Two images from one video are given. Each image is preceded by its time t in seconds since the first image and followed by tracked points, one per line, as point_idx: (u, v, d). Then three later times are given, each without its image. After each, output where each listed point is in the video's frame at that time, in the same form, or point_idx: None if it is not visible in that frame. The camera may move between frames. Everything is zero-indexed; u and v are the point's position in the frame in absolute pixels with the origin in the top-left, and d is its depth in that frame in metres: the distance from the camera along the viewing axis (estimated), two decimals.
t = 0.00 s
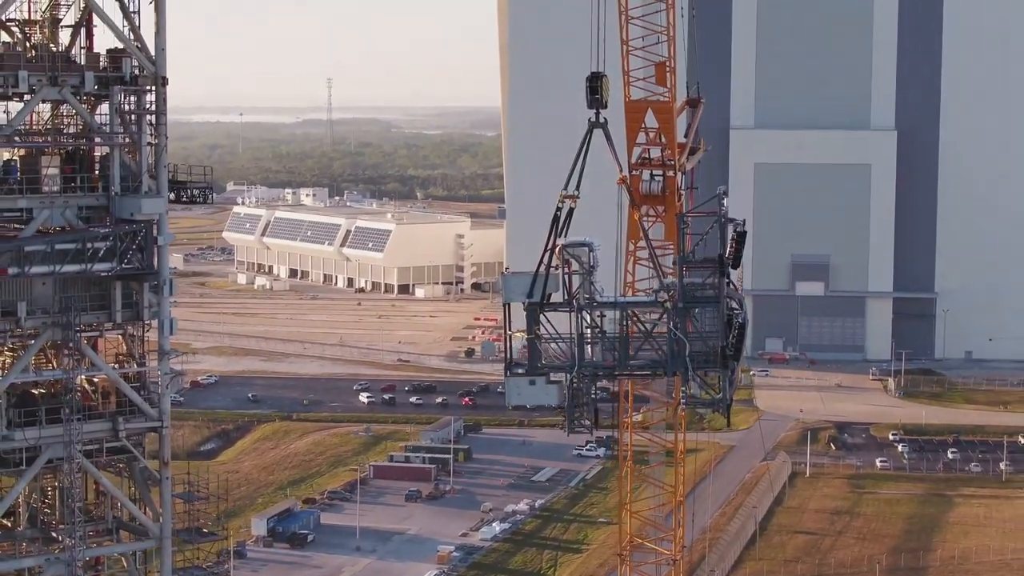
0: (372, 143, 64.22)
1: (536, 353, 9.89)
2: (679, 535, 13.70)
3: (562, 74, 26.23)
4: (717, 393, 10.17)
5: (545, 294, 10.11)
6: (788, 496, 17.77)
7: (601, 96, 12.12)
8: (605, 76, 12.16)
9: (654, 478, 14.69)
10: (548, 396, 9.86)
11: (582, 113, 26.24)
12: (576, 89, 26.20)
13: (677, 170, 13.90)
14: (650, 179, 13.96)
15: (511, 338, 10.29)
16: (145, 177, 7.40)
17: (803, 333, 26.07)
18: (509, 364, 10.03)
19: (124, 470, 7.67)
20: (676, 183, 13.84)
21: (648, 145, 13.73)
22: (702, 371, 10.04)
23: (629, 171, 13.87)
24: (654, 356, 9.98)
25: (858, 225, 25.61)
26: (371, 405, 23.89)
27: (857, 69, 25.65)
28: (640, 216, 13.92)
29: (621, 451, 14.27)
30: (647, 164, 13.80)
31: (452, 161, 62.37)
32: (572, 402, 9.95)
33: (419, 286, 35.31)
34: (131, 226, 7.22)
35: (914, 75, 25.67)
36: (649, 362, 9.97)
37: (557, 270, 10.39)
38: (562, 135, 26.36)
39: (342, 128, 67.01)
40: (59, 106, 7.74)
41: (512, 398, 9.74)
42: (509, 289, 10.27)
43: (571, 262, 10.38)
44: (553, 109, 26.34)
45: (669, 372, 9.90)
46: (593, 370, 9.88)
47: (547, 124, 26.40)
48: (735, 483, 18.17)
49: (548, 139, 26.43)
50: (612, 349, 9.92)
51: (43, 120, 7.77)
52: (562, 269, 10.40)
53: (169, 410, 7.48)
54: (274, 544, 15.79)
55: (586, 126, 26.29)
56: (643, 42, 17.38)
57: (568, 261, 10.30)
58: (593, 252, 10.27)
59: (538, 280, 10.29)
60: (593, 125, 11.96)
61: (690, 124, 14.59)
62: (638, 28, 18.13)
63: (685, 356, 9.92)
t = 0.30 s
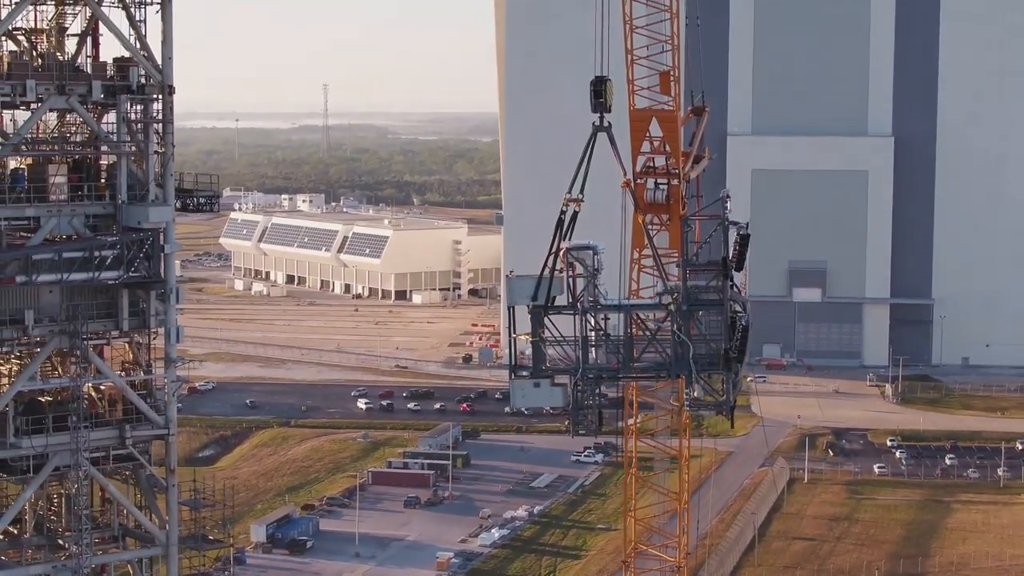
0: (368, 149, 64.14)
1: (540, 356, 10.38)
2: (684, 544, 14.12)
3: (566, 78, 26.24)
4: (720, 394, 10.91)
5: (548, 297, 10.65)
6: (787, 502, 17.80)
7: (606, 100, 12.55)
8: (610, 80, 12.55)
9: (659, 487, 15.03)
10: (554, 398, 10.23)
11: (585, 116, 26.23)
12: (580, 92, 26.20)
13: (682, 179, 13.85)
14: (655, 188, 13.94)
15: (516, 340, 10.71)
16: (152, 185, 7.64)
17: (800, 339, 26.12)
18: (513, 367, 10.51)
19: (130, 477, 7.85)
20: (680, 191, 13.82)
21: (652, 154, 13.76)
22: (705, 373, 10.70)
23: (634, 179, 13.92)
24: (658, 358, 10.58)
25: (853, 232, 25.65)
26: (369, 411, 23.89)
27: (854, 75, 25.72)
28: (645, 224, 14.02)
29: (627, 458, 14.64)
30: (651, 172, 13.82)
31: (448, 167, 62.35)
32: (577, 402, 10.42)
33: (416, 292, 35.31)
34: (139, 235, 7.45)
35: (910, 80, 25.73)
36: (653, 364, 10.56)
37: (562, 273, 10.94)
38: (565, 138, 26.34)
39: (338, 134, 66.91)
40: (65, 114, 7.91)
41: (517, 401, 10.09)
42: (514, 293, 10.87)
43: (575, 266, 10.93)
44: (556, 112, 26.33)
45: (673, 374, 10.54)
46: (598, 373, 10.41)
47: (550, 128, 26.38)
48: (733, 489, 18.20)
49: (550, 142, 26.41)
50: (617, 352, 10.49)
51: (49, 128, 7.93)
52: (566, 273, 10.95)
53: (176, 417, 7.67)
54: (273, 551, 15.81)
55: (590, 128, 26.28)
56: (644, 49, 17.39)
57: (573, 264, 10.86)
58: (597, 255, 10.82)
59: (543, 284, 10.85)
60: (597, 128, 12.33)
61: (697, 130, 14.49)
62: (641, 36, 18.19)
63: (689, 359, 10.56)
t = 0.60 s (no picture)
0: (363, 155, 64.21)
1: (542, 356, 10.48)
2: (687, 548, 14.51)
3: (567, 78, 26.22)
4: (723, 396, 11.02)
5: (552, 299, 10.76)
6: (783, 508, 17.82)
7: (608, 103, 12.63)
8: (612, 83, 12.66)
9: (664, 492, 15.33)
10: (558, 399, 10.37)
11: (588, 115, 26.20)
12: (582, 91, 26.16)
13: (685, 186, 14.07)
14: (659, 195, 14.08)
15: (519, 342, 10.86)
16: (158, 193, 7.75)
17: (796, 345, 26.13)
18: (517, 369, 10.61)
19: (135, 484, 7.97)
20: (684, 199, 14.00)
21: (656, 162, 14.02)
22: (708, 375, 10.77)
23: (638, 186, 14.13)
24: (662, 359, 10.64)
25: (848, 240, 25.71)
26: (366, 418, 23.89)
27: (850, 81, 25.78)
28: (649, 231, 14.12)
29: (631, 465, 14.82)
30: (655, 179, 14.06)
31: (443, 172, 62.49)
32: (582, 404, 10.43)
33: (412, 298, 35.32)
34: (145, 242, 7.55)
35: (904, 86, 25.81)
36: (656, 365, 10.61)
37: (567, 275, 11.04)
38: (569, 138, 26.32)
39: (334, 141, 66.94)
40: (69, 123, 8.00)
41: (521, 402, 10.30)
42: (518, 295, 10.95)
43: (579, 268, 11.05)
44: (558, 112, 26.32)
45: (677, 375, 10.60)
46: (602, 373, 10.47)
47: (553, 128, 26.38)
48: (731, 495, 18.22)
49: (554, 142, 26.41)
50: (620, 353, 10.57)
51: (53, 136, 8.03)
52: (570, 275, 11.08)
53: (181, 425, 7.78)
54: (271, 557, 15.82)
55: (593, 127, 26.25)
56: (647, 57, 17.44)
57: (575, 266, 10.96)
58: (600, 257, 10.92)
59: (546, 286, 10.98)
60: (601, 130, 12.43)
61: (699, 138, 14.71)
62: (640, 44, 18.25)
63: (692, 359, 10.62)
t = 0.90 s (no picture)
0: (358, 160, 64.23)
1: (547, 359, 10.54)
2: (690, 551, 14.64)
3: (570, 78, 26.23)
4: (726, 398, 11.10)
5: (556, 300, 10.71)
6: (780, 513, 17.86)
7: (612, 105, 12.71)
8: (615, 86, 12.78)
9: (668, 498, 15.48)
10: (560, 400, 10.46)
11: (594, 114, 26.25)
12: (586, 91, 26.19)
13: (688, 195, 14.13)
14: (663, 203, 14.26)
15: (523, 342, 10.87)
16: (163, 201, 7.93)
17: (792, 350, 26.14)
18: (521, 371, 10.61)
19: (141, 491, 8.19)
20: (687, 208, 14.08)
21: (659, 169, 14.03)
22: (712, 377, 10.85)
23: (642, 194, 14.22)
24: (664, 361, 10.70)
25: (844, 245, 25.75)
26: (363, 424, 23.89)
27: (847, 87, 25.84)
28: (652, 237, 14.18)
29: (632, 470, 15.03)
30: (658, 187, 14.11)
31: (438, 178, 62.50)
32: (585, 405, 10.49)
33: (408, 303, 35.33)
34: (151, 250, 7.74)
35: (901, 91, 25.86)
36: (659, 366, 10.68)
37: (570, 276, 11.10)
38: (574, 138, 26.33)
39: (328, 146, 66.94)
40: (75, 132, 8.21)
41: (525, 403, 10.38)
42: (522, 297, 10.95)
43: (582, 269, 11.11)
44: (557, 115, 26.36)
45: (680, 376, 10.67)
46: (605, 375, 10.50)
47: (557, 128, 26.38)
48: (728, 500, 18.24)
49: (558, 141, 26.42)
50: (623, 355, 10.57)
51: (60, 144, 8.24)
52: (573, 277, 11.11)
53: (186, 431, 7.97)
54: (269, 563, 15.83)
55: (598, 127, 26.29)
56: (649, 65, 17.50)
57: (579, 269, 11.11)
58: (603, 259, 11.14)
59: (550, 287, 10.96)
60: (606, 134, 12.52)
61: (704, 143, 14.70)
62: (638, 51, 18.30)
63: (695, 361, 10.71)
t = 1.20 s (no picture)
0: (352, 162, 64.24)
1: (548, 356, 10.61)
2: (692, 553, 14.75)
3: (567, 78, 26.26)
4: (727, 395, 11.12)
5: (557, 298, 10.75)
6: (776, 515, 17.90)
7: (614, 104, 12.76)
8: (617, 85, 12.81)
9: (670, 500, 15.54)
10: (563, 397, 10.48)
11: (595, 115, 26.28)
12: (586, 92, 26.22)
13: (691, 198, 14.16)
14: (665, 206, 14.26)
15: (525, 340, 10.88)
16: (168, 204, 7.99)
17: (788, 353, 26.18)
18: (523, 367, 10.68)
19: (145, 494, 8.29)
20: (689, 211, 14.09)
21: (661, 172, 14.16)
22: (713, 374, 10.90)
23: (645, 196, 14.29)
24: (667, 358, 10.74)
25: (839, 247, 25.78)
26: (359, 426, 23.90)
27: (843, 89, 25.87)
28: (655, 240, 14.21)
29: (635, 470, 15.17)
30: (661, 190, 14.20)
31: (432, 181, 62.50)
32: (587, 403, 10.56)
33: (403, 305, 35.32)
34: (156, 253, 7.82)
35: (896, 93, 25.91)
36: (661, 364, 10.72)
37: (572, 274, 11.18)
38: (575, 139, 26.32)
39: (322, 148, 66.92)
40: (78, 135, 8.30)
41: (527, 400, 10.40)
42: (524, 295, 11.01)
43: (584, 267, 11.18)
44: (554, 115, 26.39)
45: (681, 373, 10.70)
46: (607, 373, 10.53)
47: (557, 129, 26.39)
48: (724, 502, 18.28)
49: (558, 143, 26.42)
50: (624, 353, 10.63)
51: (64, 146, 8.33)
52: (575, 274, 11.15)
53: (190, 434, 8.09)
54: (267, 565, 15.84)
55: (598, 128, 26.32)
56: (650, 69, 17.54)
57: (582, 266, 11.21)
58: (605, 257, 11.26)
59: (552, 286, 10.97)
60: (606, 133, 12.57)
61: (708, 148, 14.72)
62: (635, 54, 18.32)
63: (696, 359, 10.75)
